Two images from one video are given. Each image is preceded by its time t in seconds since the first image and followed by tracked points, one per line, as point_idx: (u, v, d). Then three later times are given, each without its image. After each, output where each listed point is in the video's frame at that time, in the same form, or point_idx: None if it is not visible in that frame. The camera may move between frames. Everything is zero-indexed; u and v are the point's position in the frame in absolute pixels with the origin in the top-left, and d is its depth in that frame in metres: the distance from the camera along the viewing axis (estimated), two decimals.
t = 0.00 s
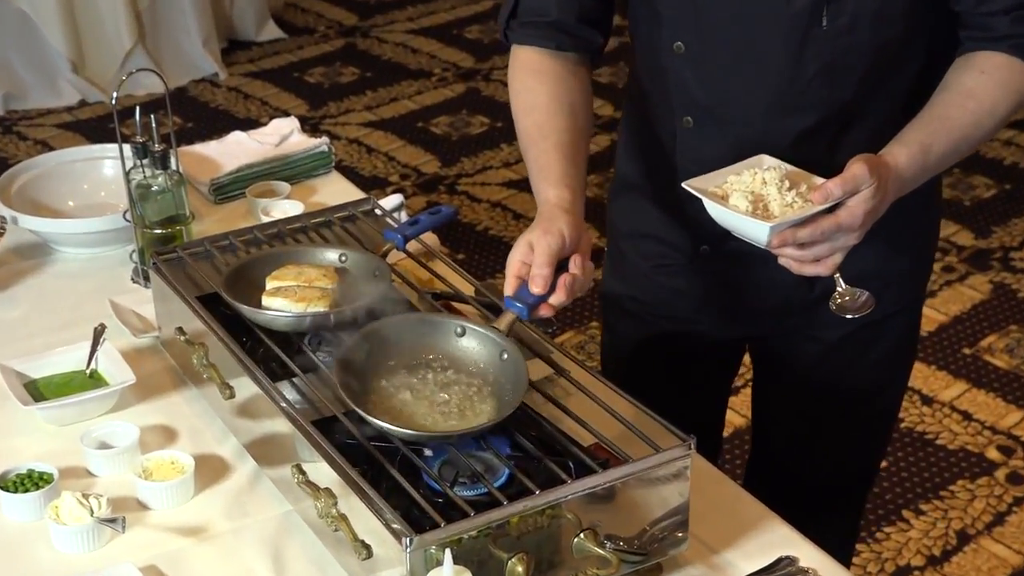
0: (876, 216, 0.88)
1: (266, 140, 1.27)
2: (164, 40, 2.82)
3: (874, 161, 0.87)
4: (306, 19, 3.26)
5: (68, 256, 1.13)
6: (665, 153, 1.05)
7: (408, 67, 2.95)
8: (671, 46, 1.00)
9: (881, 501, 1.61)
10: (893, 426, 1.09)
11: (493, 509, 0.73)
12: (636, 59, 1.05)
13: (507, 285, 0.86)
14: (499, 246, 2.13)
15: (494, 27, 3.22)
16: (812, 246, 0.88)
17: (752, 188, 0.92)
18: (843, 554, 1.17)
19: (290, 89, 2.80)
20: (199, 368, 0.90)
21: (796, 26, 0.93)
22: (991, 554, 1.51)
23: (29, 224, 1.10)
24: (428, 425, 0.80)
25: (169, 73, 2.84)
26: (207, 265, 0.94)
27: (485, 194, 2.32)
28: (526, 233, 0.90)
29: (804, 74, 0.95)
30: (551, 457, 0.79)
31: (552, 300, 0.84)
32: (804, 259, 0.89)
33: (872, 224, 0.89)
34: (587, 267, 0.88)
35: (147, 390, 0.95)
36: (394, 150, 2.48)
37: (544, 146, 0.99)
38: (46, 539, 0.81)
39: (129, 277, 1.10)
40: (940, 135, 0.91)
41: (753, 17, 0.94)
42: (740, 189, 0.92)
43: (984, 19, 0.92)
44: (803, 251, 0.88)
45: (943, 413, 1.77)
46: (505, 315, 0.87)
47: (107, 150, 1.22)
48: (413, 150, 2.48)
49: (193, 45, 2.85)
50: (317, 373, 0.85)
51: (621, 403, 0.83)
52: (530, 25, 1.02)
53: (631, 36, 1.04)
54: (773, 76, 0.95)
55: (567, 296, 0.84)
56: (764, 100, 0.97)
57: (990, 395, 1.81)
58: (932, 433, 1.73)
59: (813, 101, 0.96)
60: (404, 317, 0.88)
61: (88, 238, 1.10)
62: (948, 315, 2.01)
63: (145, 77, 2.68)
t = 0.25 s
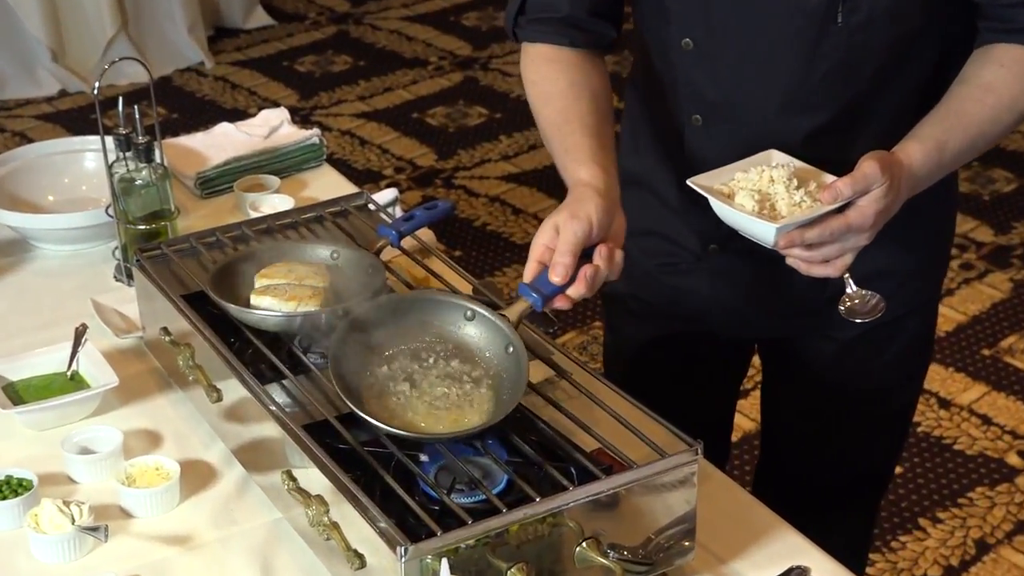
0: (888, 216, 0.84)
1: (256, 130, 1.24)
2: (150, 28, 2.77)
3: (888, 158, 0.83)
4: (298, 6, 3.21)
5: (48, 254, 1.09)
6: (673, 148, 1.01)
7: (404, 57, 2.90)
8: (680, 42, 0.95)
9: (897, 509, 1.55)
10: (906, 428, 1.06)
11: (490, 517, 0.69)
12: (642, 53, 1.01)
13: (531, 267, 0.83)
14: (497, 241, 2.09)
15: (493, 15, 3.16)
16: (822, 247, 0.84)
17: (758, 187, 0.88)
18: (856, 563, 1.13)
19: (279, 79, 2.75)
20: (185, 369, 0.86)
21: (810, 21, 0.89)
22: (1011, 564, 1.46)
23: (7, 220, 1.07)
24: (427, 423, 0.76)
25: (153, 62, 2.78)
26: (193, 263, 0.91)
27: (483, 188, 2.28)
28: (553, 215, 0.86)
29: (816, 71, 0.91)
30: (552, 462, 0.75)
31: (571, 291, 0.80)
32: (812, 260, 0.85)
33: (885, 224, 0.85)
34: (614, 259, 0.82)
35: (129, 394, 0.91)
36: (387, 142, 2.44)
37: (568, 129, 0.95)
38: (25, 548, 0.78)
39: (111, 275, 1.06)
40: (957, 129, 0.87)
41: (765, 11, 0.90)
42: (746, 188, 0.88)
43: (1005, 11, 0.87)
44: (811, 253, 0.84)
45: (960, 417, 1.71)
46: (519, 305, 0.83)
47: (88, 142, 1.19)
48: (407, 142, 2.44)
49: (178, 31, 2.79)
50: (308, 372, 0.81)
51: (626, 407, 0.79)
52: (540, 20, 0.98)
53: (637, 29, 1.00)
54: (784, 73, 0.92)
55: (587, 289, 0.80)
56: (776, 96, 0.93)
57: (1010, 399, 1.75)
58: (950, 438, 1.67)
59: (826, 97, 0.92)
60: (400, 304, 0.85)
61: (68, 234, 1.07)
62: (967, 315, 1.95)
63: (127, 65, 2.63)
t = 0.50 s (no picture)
0: (908, 213, 0.81)
1: (245, 124, 1.21)
2: (133, 20, 2.73)
3: (906, 154, 0.80)
4: None
5: (29, 254, 1.06)
6: (679, 145, 0.97)
7: (398, 47, 2.86)
8: (689, 35, 0.91)
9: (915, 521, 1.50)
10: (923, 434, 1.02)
11: (490, 528, 0.65)
12: (649, 48, 0.98)
13: (533, 273, 0.79)
14: (495, 241, 2.05)
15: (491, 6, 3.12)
16: (839, 246, 0.81)
17: (771, 183, 0.84)
18: None
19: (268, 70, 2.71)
20: (171, 375, 0.83)
21: (824, 12, 0.86)
22: None
23: None
24: (422, 434, 0.73)
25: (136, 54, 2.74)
26: (180, 265, 0.87)
27: (482, 185, 2.24)
28: (559, 219, 0.82)
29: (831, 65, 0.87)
30: (553, 471, 0.72)
31: (574, 300, 0.77)
32: (830, 259, 0.82)
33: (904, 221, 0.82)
34: (620, 269, 0.79)
35: (113, 400, 0.88)
36: (381, 138, 2.40)
37: (573, 130, 0.92)
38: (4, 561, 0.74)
39: (93, 276, 1.03)
40: (978, 121, 0.83)
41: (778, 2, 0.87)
42: (758, 185, 0.84)
43: None
44: (828, 252, 0.81)
45: (980, 424, 1.66)
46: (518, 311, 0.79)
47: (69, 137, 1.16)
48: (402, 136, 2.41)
49: (163, 23, 2.76)
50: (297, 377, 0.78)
51: (630, 413, 0.76)
52: (544, 16, 0.95)
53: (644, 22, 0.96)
54: (798, 66, 0.88)
55: (591, 298, 0.77)
56: (789, 91, 0.89)
57: None
58: (970, 446, 1.62)
59: (841, 93, 0.88)
60: (395, 310, 0.81)
61: (49, 233, 1.03)
62: (988, 318, 1.90)
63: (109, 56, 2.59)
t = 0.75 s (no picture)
0: (927, 213, 0.77)
1: (235, 119, 1.18)
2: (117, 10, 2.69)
3: (924, 151, 0.76)
4: None
5: (9, 253, 1.02)
6: (686, 142, 0.94)
7: (392, 37, 2.84)
8: (696, 25, 0.88)
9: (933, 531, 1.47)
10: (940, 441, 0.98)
11: (489, 540, 0.62)
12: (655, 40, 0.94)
13: (535, 276, 0.76)
14: (493, 241, 2.02)
15: None
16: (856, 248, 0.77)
17: (784, 182, 0.81)
18: None
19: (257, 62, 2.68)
20: (156, 380, 0.79)
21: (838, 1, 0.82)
22: None
23: None
24: (419, 442, 0.69)
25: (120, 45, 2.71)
26: (165, 266, 0.84)
27: (480, 181, 2.21)
28: (564, 220, 0.78)
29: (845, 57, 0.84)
30: (555, 480, 0.68)
31: (578, 305, 0.73)
32: (847, 262, 0.79)
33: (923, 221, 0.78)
34: (627, 273, 0.75)
35: (95, 406, 0.85)
36: (374, 132, 2.37)
37: (580, 128, 0.88)
38: None
39: (76, 276, 1.00)
40: (1000, 113, 0.80)
41: None
42: (770, 184, 0.81)
43: None
44: (844, 255, 0.78)
45: (1000, 431, 1.61)
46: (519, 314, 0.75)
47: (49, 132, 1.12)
48: (397, 130, 2.37)
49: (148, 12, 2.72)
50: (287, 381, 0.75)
51: (635, 420, 0.72)
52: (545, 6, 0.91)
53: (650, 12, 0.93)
54: (810, 59, 0.85)
55: (595, 304, 0.73)
56: (802, 84, 0.86)
57: None
58: (989, 454, 1.58)
59: (856, 86, 0.85)
60: (391, 314, 0.78)
61: (29, 231, 1.00)
62: (1008, 321, 1.85)
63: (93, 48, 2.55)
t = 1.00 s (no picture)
0: (948, 209, 0.74)
1: (222, 114, 1.15)
2: None
3: (946, 144, 0.73)
4: None
5: None
6: (696, 137, 0.91)
7: (389, 28, 2.80)
8: (708, 16, 0.84)
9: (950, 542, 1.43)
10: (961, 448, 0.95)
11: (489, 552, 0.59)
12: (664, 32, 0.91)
13: (538, 280, 0.72)
14: (493, 239, 1.98)
15: None
16: (873, 246, 0.74)
17: (798, 177, 0.77)
18: None
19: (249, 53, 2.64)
20: (142, 384, 0.76)
21: None
22: None
23: None
24: (416, 452, 0.66)
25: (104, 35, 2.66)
26: (150, 265, 0.81)
27: (479, 177, 2.17)
28: (572, 223, 0.75)
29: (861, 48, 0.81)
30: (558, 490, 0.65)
31: (582, 314, 0.70)
32: (864, 262, 0.75)
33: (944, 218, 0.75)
34: (633, 284, 0.72)
35: (78, 411, 0.81)
36: (369, 125, 2.33)
37: (583, 126, 0.85)
38: None
39: (57, 276, 0.96)
40: None
41: None
42: (784, 180, 0.78)
43: None
44: (861, 254, 0.74)
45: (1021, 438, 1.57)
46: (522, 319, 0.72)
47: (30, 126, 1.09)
48: (393, 125, 2.34)
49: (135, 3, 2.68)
50: (278, 388, 0.71)
51: (642, 427, 0.69)
52: None
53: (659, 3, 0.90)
54: (825, 51, 0.81)
55: (599, 314, 0.70)
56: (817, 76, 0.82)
57: None
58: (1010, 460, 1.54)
59: (872, 80, 0.82)
60: (386, 321, 0.74)
61: (9, 229, 0.97)
62: None
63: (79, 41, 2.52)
